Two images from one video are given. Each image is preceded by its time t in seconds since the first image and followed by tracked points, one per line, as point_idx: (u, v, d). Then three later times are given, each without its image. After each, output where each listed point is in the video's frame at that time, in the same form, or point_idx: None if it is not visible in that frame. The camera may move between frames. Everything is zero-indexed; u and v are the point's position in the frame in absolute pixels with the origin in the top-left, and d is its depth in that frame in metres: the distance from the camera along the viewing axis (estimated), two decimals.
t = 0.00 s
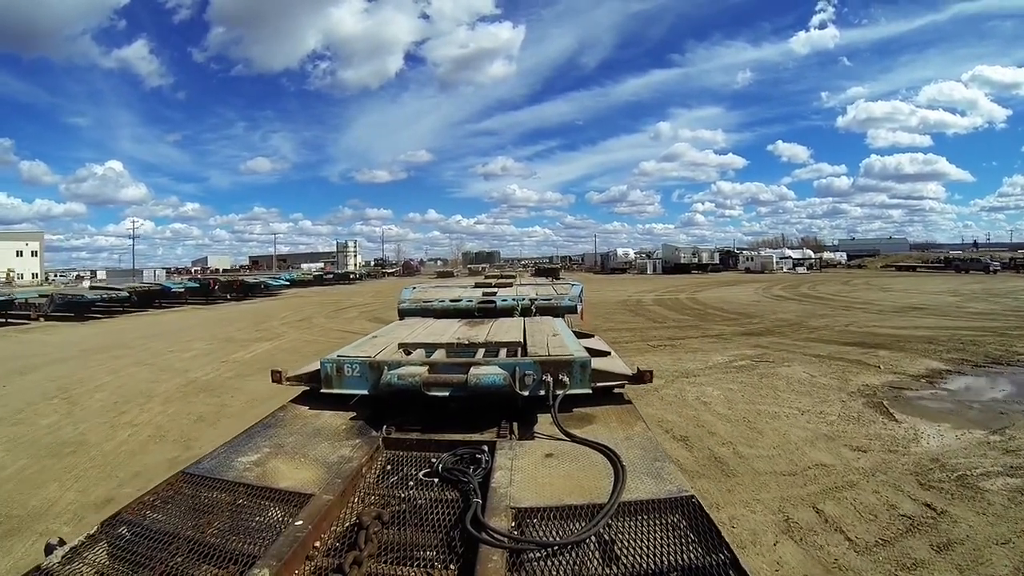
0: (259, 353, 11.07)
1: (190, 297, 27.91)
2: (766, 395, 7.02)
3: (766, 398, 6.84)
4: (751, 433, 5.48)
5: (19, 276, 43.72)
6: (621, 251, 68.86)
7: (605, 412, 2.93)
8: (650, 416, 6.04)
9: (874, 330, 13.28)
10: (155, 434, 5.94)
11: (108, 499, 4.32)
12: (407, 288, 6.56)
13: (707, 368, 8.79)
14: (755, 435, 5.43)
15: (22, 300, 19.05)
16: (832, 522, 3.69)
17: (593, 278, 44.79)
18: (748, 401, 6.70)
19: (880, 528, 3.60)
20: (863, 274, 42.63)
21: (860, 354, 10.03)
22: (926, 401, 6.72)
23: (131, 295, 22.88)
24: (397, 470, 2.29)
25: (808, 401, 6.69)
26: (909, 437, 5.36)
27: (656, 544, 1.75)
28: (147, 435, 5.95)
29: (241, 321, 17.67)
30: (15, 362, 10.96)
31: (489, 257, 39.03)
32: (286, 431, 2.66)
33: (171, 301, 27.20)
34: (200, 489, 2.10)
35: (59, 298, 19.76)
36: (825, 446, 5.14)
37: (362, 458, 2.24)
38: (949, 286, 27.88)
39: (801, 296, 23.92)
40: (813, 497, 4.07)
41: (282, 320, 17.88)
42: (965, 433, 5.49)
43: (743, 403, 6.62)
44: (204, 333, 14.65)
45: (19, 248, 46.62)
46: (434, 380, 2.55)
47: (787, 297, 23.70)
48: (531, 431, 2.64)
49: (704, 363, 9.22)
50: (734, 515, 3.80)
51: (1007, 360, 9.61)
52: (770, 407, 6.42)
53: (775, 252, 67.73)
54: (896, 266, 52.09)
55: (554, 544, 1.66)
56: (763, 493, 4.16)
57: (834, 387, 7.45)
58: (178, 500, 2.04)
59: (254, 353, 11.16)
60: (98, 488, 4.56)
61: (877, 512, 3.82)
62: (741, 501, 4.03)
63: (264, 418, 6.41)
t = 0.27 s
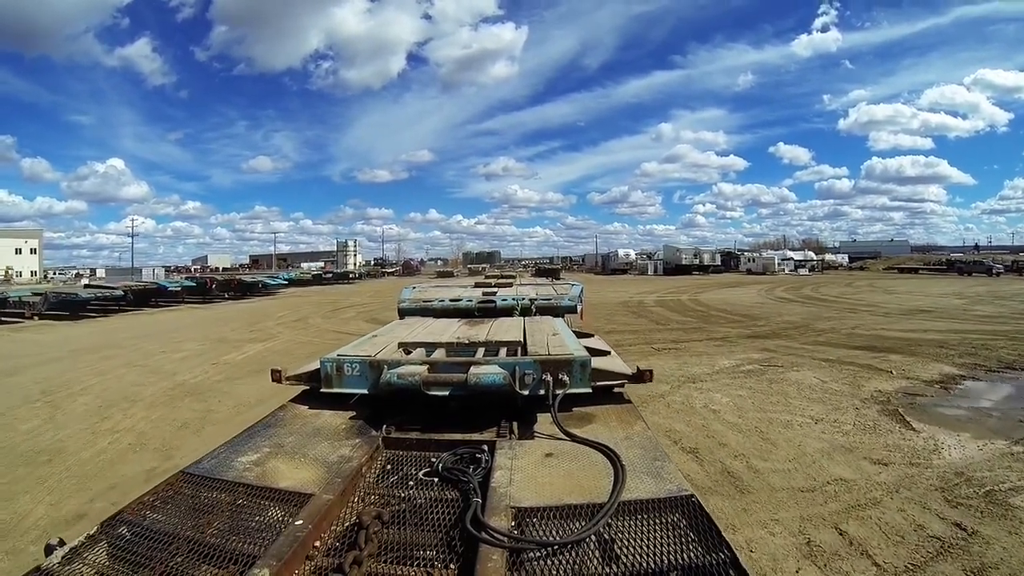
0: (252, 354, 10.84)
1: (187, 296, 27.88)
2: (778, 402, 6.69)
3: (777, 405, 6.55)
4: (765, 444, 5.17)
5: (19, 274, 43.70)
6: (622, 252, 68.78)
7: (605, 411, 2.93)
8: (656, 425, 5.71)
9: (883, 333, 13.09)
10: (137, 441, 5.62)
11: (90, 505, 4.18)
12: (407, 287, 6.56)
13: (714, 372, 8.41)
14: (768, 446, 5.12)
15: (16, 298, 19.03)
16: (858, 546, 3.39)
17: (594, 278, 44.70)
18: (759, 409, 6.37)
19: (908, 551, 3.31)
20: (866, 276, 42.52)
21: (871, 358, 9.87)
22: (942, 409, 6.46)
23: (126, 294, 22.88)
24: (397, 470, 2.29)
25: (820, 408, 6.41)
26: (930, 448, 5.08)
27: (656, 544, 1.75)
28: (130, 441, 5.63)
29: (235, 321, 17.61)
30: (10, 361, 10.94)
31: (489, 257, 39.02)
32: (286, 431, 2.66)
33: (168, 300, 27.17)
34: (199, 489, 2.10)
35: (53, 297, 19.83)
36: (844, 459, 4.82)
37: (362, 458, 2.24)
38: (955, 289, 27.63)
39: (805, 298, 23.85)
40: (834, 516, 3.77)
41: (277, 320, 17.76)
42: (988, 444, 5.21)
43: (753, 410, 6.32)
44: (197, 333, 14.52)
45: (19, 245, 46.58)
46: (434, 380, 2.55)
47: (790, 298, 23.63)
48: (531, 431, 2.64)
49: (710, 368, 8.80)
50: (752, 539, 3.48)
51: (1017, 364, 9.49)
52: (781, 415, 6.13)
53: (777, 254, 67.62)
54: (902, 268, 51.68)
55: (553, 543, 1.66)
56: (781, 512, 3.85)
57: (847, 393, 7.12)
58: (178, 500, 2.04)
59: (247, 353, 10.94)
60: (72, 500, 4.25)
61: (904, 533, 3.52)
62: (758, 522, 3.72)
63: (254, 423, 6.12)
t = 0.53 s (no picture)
0: (247, 358, 10.67)
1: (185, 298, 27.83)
2: (788, 407, 6.42)
3: (787, 410, 6.33)
4: (778, 454, 4.88)
5: (17, 277, 43.66)
6: (623, 252, 68.73)
7: (605, 412, 2.93)
8: (662, 433, 5.43)
9: (890, 334, 12.97)
10: (120, 451, 5.39)
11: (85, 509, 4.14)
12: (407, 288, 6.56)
13: (720, 376, 8.15)
14: (781, 456, 4.83)
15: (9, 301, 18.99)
16: (884, 567, 3.12)
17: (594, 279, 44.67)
18: (769, 415, 6.10)
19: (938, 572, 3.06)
20: (868, 276, 42.45)
21: (881, 359, 9.75)
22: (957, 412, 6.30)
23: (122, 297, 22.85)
24: (397, 471, 2.29)
25: (832, 413, 6.18)
26: (950, 457, 4.83)
27: (656, 544, 1.75)
28: (112, 452, 5.40)
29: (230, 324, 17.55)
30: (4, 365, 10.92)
31: (489, 258, 39.01)
32: (287, 432, 2.66)
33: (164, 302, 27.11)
34: (199, 490, 2.10)
35: (48, 300, 19.85)
36: (860, 469, 4.55)
37: (362, 459, 2.24)
38: (959, 288, 27.53)
39: (808, 298, 23.78)
40: (855, 534, 3.50)
41: (274, 323, 17.65)
42: (1009, 452, 4.97)
43: (763, 416, 6.08)
44: (191, 337, 14.39)
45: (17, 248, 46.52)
46: (434, 380, 2.55)
47: (793, 299, 23.57)
48: (531, 431, 2.64)
49: (717, 371, 8.57)
50: (770, 560, 3.19)
51: None
52: (792, 421, 5.89)
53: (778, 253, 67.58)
54: (904, 267, 51.62)
55: (553, 544, 1.66)
56: (800, 530, 3.56)
57: (859, 398, 6.89)
58: (177, 501, 2.04)
59: (241, 357, 10.77)
60: (46, 516, 4.03)
61: (932, 552, 3.26)
62: (774, 541, 3.42)
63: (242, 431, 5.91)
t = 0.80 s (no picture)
0: (239, 361, 10.59)
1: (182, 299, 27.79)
2: (800, 413, 6.32)
3: (800, 416, 6.24)
4: (793, 464, 4.78)
5: (16, 278, 43.64)
6: (624, 251, 68.69)
7: (605, 410, 2.93)
8: (670, 442, 5.33)
9: (896, 334, 12.91)
10: (101, 460, 5.35)
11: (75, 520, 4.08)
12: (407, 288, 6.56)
13: (727, 380, 8.08)
14: (797, 467, 4.73)
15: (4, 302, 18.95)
16: None
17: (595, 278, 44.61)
18: (780, 421, 6.01)
19: None
20: (871, 274, 42.43)
21: (891, 360, 9.65)
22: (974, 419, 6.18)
23: (118, 298, 22.81)
24: (397, 470, 2.28)
25: (846, 419, 6.10)
26: (972, 467, 4.74)
27: (656, 544, 1.75)
28: (93, 461, 5.36)
29: (227, 326, 17.52)
30: None
31: (489, 257, 39.02)
32: (287, 431, 2.66)
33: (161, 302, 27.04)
34: (200, 489, 2.10)
35: (43, 301, 19.83)
36: (880, 480, 4.45)
37: (362, 458, 2.24)
38: (964, 286, 27.46)
39: (812, 297, 23.74)
40: (879, 555, 3.38)
41: (271, 324, 17.59)
42: None
43: (776, 422, 5.99)
44: (185, 339, 14.30)
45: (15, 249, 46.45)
46: (434, 379, 2.55)
47: (797, 298, 23.51)
48: (531, 430, 2.63)
49: (724, 375, 8.42)
50: None
51: None
52: (806, 428, 5.80)
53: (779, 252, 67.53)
54: (906, 265, 51.57)
55: (553, 543, 1.66)
56: (820, 551, 3.43)
57: (872, 402, 6.82)
58: (178, 501, 2.04)
59: (233, 360, 10.69)
60: (23, 529, 3.99)
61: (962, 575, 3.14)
62: (794, 563, 3.29)
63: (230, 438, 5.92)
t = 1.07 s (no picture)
0: (229, 364, 10.46)
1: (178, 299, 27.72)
2: (813, 424, 5.97)
3: (813, 425, 5.91)
4: (811, 481, 4.43)
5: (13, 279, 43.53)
6: (624, 252, 68.67)
7: (605, 412, 2.94)
8: (678, 455, 4.98)
9: (901, 339, 12.86)
10: (77, 472, 5.04)
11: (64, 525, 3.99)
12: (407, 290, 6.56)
13: (736, 388, 7.73)
14: (815, 484, 4.39)
15: None
16: None
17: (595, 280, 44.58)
18: (793, 433, 5.65)
19: None
20: (872, 276, 42.45)
21: (903, 366, 9.55)
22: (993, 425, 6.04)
23: (114, 299, 22.75)
24: (397, 471, 2.29)
25: (862, 429, 5.77)
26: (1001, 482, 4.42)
27: (656, 545, 1.75)
28: (68, 473, 5.04)
29: (222, 327, 17.47)
30: None
31: (489, 258, 38.99)
32: (287, 432, 2.67)
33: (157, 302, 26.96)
34: (200, 490, 2.10)
35: (36, 301, 19.77)
36: (905, 498, 4.11)
37: (362, 459, 2.24)
38: (967, 289, 27.40)
39: (813, 300, 23.74)
40: None
41: (265, 326, 17.50)
42: None
43: (788, 433, 5.65)
44: (176, 341, 14.18)
45: (13, 249, 46.35)
46: (434, 381, 2.55)
47: (799, 301, 23.49)
48: (531, 432, 2.64)
49: (732, 381, 8.19)
50: None
51: None
52: (820, 439, 5.47)
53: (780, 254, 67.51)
54: (907, 267, 51.55)
55: (553, 544, 1.66)
56: None
57: (887, 411, 6.51)
58: (178, 501, 2.04)
59: (223, 363, 10.56)
60: None
61: None
62: None
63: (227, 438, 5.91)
